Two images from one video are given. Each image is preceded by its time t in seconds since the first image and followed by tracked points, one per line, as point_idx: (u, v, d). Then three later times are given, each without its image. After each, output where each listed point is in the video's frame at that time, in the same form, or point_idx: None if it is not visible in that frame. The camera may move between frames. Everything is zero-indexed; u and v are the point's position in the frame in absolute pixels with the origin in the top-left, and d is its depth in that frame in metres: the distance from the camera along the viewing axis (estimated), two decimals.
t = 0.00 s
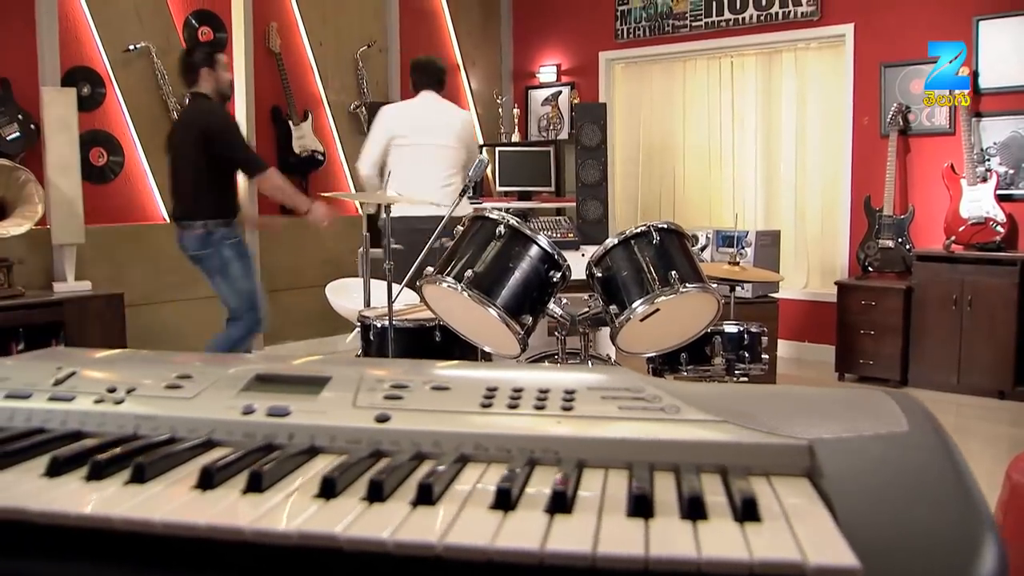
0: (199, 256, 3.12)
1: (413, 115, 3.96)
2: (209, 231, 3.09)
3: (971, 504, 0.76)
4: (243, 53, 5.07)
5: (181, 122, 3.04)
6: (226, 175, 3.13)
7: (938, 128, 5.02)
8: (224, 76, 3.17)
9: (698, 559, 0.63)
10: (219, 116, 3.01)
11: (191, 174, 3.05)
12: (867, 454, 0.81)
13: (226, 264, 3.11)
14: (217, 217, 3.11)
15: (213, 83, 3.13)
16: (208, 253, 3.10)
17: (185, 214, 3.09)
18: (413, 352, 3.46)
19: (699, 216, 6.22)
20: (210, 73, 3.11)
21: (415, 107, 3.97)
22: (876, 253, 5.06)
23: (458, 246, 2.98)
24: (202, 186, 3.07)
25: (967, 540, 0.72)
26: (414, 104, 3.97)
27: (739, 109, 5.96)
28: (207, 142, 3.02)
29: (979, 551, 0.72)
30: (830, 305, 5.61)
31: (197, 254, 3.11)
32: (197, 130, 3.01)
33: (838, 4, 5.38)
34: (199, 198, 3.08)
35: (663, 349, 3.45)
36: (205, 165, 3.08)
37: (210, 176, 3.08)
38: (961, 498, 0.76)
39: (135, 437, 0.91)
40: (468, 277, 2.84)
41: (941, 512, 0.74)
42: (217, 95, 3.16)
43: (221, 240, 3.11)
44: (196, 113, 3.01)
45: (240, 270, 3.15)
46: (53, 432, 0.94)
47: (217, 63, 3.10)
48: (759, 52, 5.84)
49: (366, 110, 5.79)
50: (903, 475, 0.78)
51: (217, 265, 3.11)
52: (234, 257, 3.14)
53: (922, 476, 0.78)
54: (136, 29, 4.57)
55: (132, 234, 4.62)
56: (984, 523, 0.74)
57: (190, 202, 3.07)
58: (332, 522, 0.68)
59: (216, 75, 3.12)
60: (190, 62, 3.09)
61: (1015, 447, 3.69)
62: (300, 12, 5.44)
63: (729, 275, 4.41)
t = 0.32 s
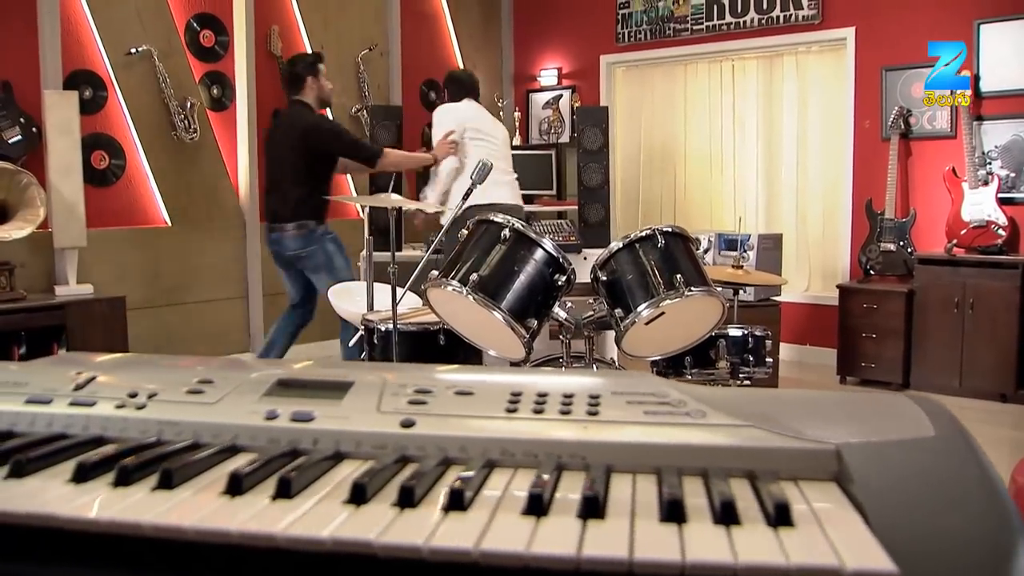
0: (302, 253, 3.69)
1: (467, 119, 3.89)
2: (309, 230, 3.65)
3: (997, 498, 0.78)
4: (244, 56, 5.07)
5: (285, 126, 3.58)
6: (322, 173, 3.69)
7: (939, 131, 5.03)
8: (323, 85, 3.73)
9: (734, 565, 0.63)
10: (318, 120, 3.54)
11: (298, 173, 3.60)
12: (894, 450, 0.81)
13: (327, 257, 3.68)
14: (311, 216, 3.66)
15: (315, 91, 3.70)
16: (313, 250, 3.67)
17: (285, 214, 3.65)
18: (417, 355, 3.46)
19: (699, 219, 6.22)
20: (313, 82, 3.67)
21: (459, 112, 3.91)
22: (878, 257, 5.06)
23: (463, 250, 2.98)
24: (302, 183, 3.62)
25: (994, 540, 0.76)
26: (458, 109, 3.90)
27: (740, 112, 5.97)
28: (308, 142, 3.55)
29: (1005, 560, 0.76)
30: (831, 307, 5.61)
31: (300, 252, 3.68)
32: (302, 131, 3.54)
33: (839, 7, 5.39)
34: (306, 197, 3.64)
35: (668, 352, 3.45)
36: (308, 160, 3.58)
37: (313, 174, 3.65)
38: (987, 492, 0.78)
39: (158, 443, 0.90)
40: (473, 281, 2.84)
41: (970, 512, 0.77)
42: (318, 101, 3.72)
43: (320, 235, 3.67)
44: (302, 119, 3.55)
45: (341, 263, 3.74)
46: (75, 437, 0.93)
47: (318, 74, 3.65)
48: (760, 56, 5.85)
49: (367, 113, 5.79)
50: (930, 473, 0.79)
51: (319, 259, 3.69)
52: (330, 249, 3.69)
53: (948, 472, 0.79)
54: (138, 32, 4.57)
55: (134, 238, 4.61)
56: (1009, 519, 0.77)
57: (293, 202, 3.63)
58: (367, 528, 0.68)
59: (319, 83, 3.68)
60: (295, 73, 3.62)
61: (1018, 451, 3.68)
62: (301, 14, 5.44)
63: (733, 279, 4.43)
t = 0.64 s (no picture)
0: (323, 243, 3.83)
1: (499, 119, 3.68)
2: (331, 222, 3.77)
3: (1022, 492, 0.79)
4: (244, 56, 5.07)
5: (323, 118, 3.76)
6: (358, 163, 3.84)
7: (939, 131, 5.03)
8: (366, 84, 3.82)
9: (776, 565, 0.63)
10: (350, 114, 3.69)
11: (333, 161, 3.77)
12: (919, 448, 0.82)
13: (345, 250, 3.81)
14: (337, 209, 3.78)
15: (356, 90, 3.79)
16: (331, 242, 3.79)
17: (312, 203, 3.82)
18: (419, 356, 3.45)
19: (698, 219, 6.23)
20: (355, 81, 3.76)
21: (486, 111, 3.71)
22: (879, 257, 5.07)
23: (467, 251, 2.97)
24: (332, 173, 3.79)
25: None
26: (486, 108, 3.70)
27: (740, 113, 5.98)
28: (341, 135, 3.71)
29: None
30: (831, 308, 5.61)
31: (321, 242, 3.81)
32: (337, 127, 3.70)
33: (839, 8, 5.39)
34: (338, 183, 3.81)
35: (672, 353, 3.45)
36: (342, 151, 3.75)
37: (346, 165, 3.79)
38: (1012, 486, 0.79)
39: (183, 446, 0.90)
40: (478, 282, 2.84)
41: (999, 510, 0.78)
42: (359, 99, 3.82)
43: (342, 229, 3.79)
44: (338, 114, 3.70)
45: (358, 257, 3.85)
46: (98, 439, 0.93)
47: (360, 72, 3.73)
48: (760, 56, 5.86)
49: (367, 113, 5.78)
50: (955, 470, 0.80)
51: (338, 251, 3.81)
52: (349, 243, 3.81)
53: (975, 468, 0.80)
54: (139, 33, 4.56)
55: (135, 239, 4.60)
56: None
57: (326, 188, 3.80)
58: (404, 531, 0.68)
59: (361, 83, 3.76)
60: (338, 72, 3.72)
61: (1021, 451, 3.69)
62: (301, 15, 5.44)
63: (736, 279, 4.43)
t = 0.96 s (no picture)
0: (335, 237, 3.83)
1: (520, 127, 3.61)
2: (346, 219, 3.77)
3: None
4: (242, 56, 5.05)
5: (338, 118, 3.71)
6: (372, 165, 3.77)
7: (937, 132, 5.05)
8: (383, 83, 3.82)
9: (817, 567, 0.63)
10: (367, 113, 3.64)
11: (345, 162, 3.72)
12: (941, 447, 0.82)
13: (354, 249, 3.81)
14: (354, 206, 3.78)
15: (372, 88, 3.80)
16: (343, 239, 3.79)
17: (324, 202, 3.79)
18: (420, 357, 3.45)
19: (695, 219, 6.22)
20: (371, 79, 3.77)
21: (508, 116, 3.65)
22: (877, 258, 5.07)
23: (469, 252, 2.97)
24: (344, 173, 3.73)
25: None
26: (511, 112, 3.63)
27: (738, 113, 5.98)
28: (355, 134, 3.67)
29: None
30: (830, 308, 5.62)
31: (332, 238, 3.82)
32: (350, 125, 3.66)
33: (838, 9, 5.40)
34: (350, 186, 3.75)
35: (674, 353, 3.45)
36: (355, 150, 3.70)
37: (359, 164, 3.74)
38: None
39: (206, 448, 0.89)
40: (481, 282, 2.83)
41: None
42: (375, 98, 3.82)
43: (356, 227, 3.78)
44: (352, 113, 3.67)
45: (365, 258, 3.85)
46: (120, 442, 0.93)
47: (378, 72, 3.75)
48: (758, 56, 5.85)
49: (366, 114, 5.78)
50: (975, 467, 0.80)
51: (348, 249, 3.81)
52: (361, 242, 3.81)
53: (1000, 467, 0.80)
54: (137, 33, 4.55)
55: (133, 240, 4.59)
56: None
57: (338, 191, 3.74)
58: (442, 535, 0.68)
59: (377, 81, 3.77)
60: (355, 69, 3.75)
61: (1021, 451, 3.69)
62: (300, 16, 5.43)
63: (737, 280, 4.43)
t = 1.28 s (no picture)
0: (340, 236, 3.82)
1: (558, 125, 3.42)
2: (351, 219, 3.76)
3: None
4: (240, 57, 5.04)
5: (345, 116, 3.71)
6: (377, 165, 3.77)
7: (935, 133, 5.06)
8: (389, 80, 3.82)
9: (857, 567, 0.63)
10: (377, 113, 3.63)
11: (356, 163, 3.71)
12: (970, 447, 0.82)
13: (358, 249, 3.80)
14: (360, 206, 3.77)
15: (378, 85, 3.79)
16: (348, 239, 3.79)
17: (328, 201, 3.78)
18: (420, 358, 3.44)
19: (693, 220, 6.22)
20: (377, 76, 3.77)
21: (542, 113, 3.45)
22: (875, 258, 5.09)
23: (470, 254, 2.97)
24: (350, 172, 3.72)
25: None
26: (543, 108, 3.45)
27: (736, 114, 5.98)
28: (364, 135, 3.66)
29: None
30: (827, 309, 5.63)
31: (337, 236, 3.82)
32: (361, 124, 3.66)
33: (834, 11, 5.41)
34: (354, 188, 3.74)
35: (676, 354, 3.45)
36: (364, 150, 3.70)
37: (364, 164, 3.73)
38: None
39: (230, 451, 0.89)
40: (483, 283, 2.83)
41: None
42: (381, 95, 3.81)
43: (361, 227, 3.78)
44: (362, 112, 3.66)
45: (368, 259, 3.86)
46: (143, 445, 0.92)
47: (384, 68, 3.75)
48: (756, 57, 5.86)
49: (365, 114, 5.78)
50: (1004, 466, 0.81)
51: (352, 248, 3.81)
52: (365, 242, 3.80)
53: None
54: (134, 33, 4.53)
55: (130, 241, 4.57)
56: None
57: (342, 192, 3.73)
58: (479, 537, 0.68)
59: (383, 78, 3.76)
60: (361, 65, 3.74)
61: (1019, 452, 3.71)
62: (297, 16, 5.42)
63: (738, 280, 4.45)
